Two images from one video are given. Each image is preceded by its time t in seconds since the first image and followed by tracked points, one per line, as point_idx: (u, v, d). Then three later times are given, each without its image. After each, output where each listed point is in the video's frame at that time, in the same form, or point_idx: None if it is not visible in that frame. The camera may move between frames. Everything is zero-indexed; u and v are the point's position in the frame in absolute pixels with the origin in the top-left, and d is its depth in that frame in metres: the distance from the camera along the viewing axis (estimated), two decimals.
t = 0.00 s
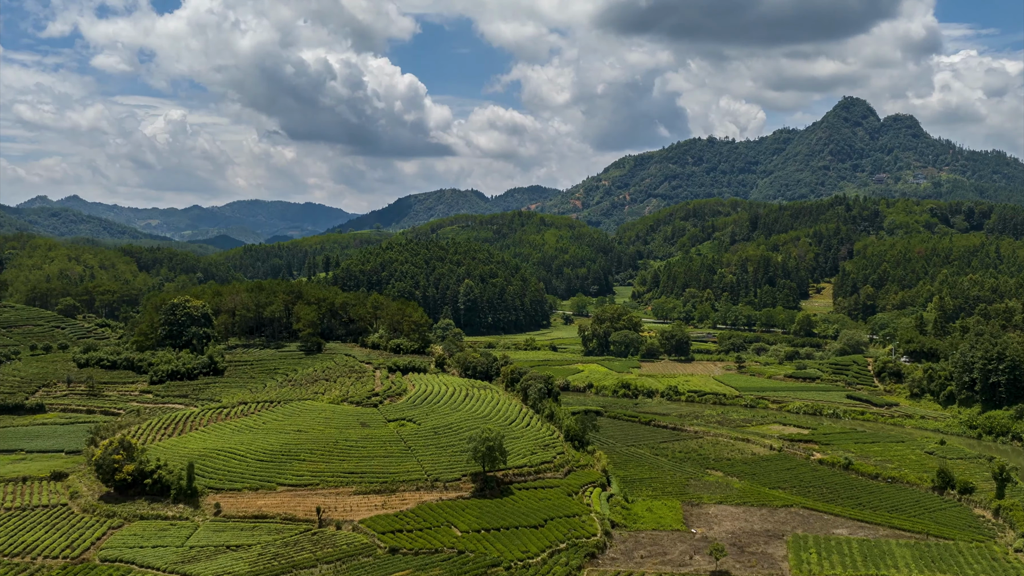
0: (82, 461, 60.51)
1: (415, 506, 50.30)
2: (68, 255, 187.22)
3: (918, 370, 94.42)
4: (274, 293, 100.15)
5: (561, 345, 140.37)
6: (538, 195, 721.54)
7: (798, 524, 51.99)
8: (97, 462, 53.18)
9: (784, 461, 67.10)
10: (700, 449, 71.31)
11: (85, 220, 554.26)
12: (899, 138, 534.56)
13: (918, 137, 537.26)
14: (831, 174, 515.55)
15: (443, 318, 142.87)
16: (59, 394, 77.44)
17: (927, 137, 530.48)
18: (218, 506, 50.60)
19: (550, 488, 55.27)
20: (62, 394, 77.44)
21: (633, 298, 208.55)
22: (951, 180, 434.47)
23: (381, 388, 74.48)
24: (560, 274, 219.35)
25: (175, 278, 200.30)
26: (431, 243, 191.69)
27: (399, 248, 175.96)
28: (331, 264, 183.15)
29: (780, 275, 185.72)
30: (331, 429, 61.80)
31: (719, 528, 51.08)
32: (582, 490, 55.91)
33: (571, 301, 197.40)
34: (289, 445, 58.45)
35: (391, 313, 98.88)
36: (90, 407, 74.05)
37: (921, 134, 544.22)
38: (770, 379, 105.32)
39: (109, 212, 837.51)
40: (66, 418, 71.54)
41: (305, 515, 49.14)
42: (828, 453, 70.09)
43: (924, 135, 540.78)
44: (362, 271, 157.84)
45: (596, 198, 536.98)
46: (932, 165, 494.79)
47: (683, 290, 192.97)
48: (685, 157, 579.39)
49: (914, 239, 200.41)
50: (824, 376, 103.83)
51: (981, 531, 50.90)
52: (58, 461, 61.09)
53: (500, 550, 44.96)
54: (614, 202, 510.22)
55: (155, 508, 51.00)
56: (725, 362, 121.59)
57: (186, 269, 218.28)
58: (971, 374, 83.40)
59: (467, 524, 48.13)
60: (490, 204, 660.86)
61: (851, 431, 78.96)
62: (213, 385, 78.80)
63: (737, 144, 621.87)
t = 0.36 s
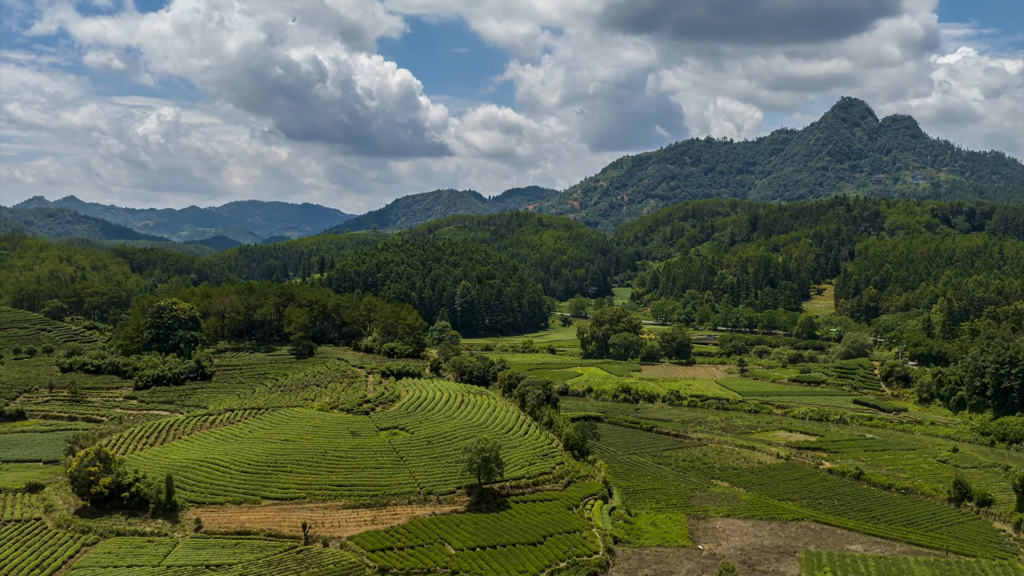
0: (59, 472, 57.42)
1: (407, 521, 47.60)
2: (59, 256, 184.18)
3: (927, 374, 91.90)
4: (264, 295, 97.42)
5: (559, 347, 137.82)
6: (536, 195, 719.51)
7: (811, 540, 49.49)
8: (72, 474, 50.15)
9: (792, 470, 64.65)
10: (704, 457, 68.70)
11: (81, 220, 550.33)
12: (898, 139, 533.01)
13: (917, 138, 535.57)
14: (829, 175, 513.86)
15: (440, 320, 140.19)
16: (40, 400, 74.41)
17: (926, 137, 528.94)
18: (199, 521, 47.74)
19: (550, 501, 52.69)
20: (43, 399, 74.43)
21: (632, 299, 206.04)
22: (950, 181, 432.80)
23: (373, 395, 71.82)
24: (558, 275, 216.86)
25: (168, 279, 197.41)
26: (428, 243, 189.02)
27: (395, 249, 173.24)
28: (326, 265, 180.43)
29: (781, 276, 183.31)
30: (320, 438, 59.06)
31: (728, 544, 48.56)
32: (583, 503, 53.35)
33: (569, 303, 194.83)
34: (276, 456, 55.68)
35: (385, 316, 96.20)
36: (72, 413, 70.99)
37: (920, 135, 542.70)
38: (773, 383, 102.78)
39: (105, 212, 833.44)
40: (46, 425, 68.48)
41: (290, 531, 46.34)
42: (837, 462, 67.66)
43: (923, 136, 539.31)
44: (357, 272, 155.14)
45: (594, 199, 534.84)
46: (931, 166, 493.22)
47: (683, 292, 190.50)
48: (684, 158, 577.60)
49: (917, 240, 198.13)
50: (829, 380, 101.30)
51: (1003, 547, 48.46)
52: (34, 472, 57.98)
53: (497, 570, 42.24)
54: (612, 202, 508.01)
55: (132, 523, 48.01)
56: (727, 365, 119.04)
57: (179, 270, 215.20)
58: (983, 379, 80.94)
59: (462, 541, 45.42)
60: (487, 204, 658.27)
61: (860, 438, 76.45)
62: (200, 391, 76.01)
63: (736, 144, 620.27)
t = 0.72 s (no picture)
0: (32, 486, 53.88)
1: (398, 540, 44.61)
2: (49, 257, 181.04)
3: (938, 381, 89.27)
4: (255, 298, 94.61)
5: (559, 351, 135.16)
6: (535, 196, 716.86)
7: (827, 559, 46.91)
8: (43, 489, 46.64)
9: (803, 482, 62.06)
10: (711, 468, 65.91)
11: (77, 221, 546.72)
12: (898, 140, 530.99)
13: (917, 139, 533.60)
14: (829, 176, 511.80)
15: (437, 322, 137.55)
16: (18, 406, 71.05)
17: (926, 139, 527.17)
18: (177, 539, 44.45)
19: (550, 517, 49.91)
20: (22, 406, 71.06)
21: (633, 301, 203.30)
22: (951, 182, 430.92)
23: (366, 403, 69.02)
24: (557, 277, 214.25)
25: (161, 281, 194.34)
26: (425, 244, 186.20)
27: (391, 250, 170.55)
28: (322, 267, 177.65)
29: (784, 278, 180.73)
30: (308, 450, 56.07)
31: (739, 564, 45.86)
32: (585, 520, 50.53)
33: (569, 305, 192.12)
34: (261, 469, 52.63)
35: (379, 319, 93.55)
36: (52, 421, 67.53)
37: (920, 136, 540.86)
38: (779, 388, 100.04)
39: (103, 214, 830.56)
40: (23, 433, 64.95)
41: (273, 551, 43.12)
42: (850, 473, 65.02)
43: (924, 137, 537.60)
44: (352, 274, 152.34)
45: (594, 200, 532.48)
46: (932, 168, 491.22)
47: (684, 294, 187.94)
48: (683, 159, 575.27)
49: (920, 241, 195.73)
50: (837, 386, 98.64)
51: None
52: (6, 485, 54.41)
53: None
54: (612, 203, 505.42)
55: (106, 541, 44.58)
56: (730, 369, 116.42)
57: (173, 272, 212.11)
58: (998, 387, 78.35)
59: (457, 562, 42.39)
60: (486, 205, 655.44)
61: (873, 448, 73.61)
62: (187, 398, 73.15)
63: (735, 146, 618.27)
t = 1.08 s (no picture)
0: (11, 496, 51.25)
1: (393, 555, 42.29)
2: (44, 257, 178.98)
3: (950, 384, 86.91)
4: (249, 299, 92.46)
5: (560, 352, 132.88)
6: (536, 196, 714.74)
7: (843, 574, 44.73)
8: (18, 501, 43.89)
9: (814, 491, 59.82)
10: (718, 475, 63.64)
11: (76, 221, 544.61)
12: (901, 139, 527.90)
13: (919, 138, 530.75)
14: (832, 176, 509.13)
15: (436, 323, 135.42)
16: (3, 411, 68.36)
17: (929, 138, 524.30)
18: (160, 554, 41.93)
19: (552, 530, 47.67)
20: (6, 411, 68.32)
21: (635, 302, 201.07)
22: (954, 182, 428.13)
23: (361, 408, 66.81)
24: (559, 277, 212.09)
25: (158, 281, 192.24)
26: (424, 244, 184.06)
27: (390, 250, 168.33)
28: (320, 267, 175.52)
29: (788, 278, 178.41)
30: (300, 460, 53.78)
31: None
32: (589, 533, 48.28)
33: (570, 306, 189.90)
34: (250, 480, 50.35)
35: (377, 321, 91.45)
36: (37, 427, 64.56)
37: (923, 136, 537.93)
38: (786, 392, 97.72)
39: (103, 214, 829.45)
40: (6, 439, 61.96)
41: (261, 566, 40.63)
42: (863, 481, 62.77)
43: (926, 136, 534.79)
44: (350, 274, 150.19)
45: (595, 200, 530.40)
46: (935, 167, 488.33)
47: (687, 294, 185.73)
48: (685, 159, 573.00)
49: (926, 241, 193.31)
50: (845, 389, 96.32)
51: None
52: None
53: None
54: (613, 203, 503.20)
55: (85, 556, 41.79)
56: (735, 371, 114.21)
57: (170, 272, 209.95)
58: (1012, 391, 76.09)
59: None
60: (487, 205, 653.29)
61: (885, 454, 71.23)
62: (177, 402, 71.00)
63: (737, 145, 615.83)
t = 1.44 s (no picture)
0: None
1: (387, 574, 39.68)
2: (40, 257, 176.63)
3: (966, 388, 84.02)
4: (243, 300, 89.99)
5: (563, 354, 130.12)
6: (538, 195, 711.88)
7: None
8: None
9: (829, 501, 57.12)
10: (728, 484, 60.90)
11: (76, 220, 542.75)
12: (906, 138, 523.74)
13: (924, 137, 526.82)
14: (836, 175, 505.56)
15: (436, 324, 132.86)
16: None
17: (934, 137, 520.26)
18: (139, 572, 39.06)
19: (556, 546, 45.06)
20: None
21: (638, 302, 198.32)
22: (960, 181, 424.19)
23: (356, 414, 64.25)
24: (561, 277, 209.43)
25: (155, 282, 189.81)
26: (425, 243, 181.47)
27: (390, 249, 165.82)
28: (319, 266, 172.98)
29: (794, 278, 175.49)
30: (291, 470, 51.20)
31: None
32: (595, 549, 45.67)
33: (573, 306, 187.19)
34: (239, 492, 47.71)
35: (374, 323, 88.95)
36: (19, 433, 61.65)
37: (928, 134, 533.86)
38: (795, 395, 94.94)
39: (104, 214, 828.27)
40: None
41: None
42: (880, 491, 60.07)
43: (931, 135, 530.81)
44: (349, 274, 147.69)
45: (597, 199, 527.48)
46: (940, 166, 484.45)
47: (691, 294, 182.96)
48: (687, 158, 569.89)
49: (934, 240, 190.22)
50: (856, 393, 93.48)
51: None
52: None
53: None
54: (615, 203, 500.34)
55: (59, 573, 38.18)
56: (742, 374, 111.54)
57: (167, 272, 207.60)
58: None
59: None
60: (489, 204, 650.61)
61: (901, 461, 68.46)
62: (166, 407, 68.49)
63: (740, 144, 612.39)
